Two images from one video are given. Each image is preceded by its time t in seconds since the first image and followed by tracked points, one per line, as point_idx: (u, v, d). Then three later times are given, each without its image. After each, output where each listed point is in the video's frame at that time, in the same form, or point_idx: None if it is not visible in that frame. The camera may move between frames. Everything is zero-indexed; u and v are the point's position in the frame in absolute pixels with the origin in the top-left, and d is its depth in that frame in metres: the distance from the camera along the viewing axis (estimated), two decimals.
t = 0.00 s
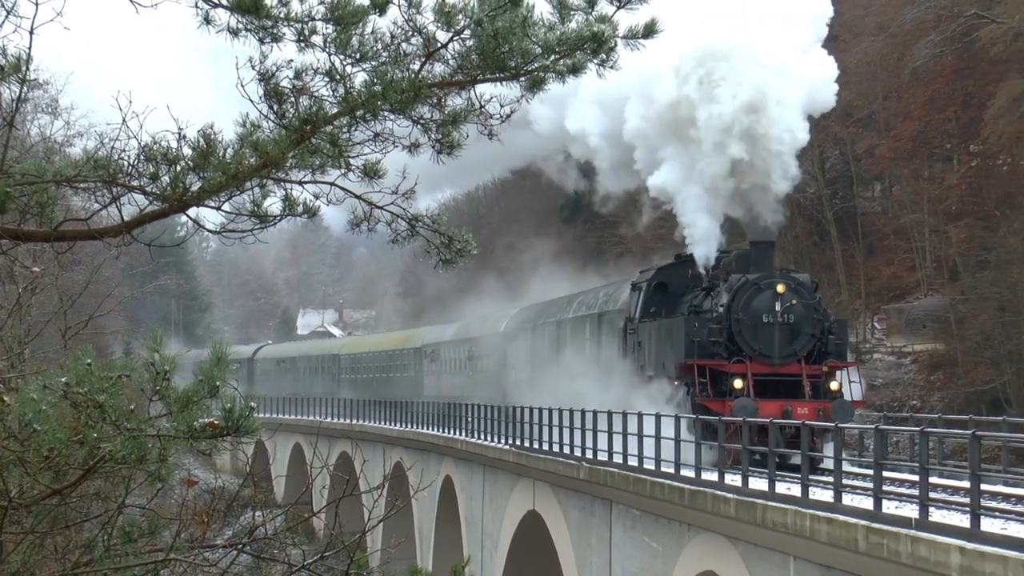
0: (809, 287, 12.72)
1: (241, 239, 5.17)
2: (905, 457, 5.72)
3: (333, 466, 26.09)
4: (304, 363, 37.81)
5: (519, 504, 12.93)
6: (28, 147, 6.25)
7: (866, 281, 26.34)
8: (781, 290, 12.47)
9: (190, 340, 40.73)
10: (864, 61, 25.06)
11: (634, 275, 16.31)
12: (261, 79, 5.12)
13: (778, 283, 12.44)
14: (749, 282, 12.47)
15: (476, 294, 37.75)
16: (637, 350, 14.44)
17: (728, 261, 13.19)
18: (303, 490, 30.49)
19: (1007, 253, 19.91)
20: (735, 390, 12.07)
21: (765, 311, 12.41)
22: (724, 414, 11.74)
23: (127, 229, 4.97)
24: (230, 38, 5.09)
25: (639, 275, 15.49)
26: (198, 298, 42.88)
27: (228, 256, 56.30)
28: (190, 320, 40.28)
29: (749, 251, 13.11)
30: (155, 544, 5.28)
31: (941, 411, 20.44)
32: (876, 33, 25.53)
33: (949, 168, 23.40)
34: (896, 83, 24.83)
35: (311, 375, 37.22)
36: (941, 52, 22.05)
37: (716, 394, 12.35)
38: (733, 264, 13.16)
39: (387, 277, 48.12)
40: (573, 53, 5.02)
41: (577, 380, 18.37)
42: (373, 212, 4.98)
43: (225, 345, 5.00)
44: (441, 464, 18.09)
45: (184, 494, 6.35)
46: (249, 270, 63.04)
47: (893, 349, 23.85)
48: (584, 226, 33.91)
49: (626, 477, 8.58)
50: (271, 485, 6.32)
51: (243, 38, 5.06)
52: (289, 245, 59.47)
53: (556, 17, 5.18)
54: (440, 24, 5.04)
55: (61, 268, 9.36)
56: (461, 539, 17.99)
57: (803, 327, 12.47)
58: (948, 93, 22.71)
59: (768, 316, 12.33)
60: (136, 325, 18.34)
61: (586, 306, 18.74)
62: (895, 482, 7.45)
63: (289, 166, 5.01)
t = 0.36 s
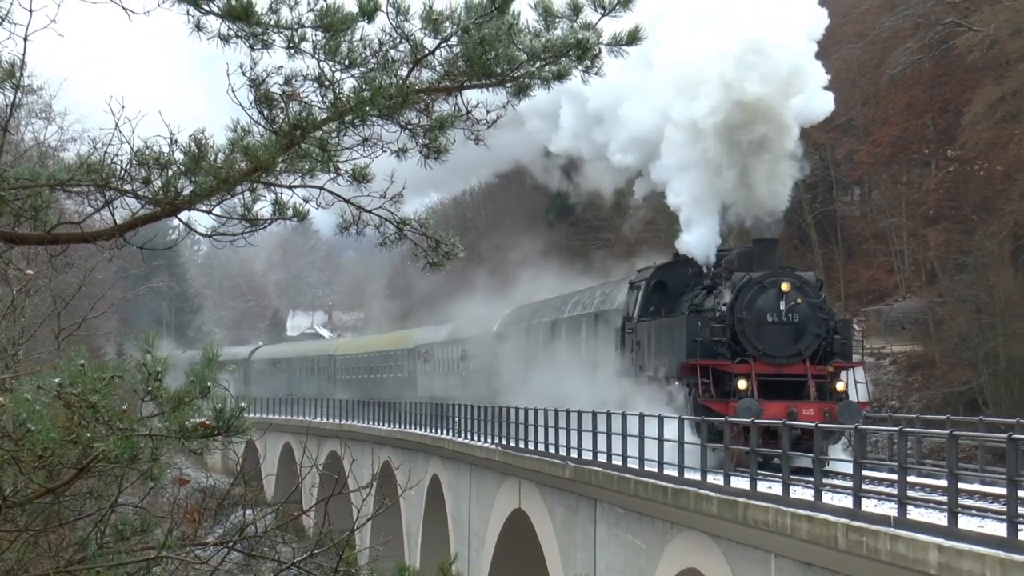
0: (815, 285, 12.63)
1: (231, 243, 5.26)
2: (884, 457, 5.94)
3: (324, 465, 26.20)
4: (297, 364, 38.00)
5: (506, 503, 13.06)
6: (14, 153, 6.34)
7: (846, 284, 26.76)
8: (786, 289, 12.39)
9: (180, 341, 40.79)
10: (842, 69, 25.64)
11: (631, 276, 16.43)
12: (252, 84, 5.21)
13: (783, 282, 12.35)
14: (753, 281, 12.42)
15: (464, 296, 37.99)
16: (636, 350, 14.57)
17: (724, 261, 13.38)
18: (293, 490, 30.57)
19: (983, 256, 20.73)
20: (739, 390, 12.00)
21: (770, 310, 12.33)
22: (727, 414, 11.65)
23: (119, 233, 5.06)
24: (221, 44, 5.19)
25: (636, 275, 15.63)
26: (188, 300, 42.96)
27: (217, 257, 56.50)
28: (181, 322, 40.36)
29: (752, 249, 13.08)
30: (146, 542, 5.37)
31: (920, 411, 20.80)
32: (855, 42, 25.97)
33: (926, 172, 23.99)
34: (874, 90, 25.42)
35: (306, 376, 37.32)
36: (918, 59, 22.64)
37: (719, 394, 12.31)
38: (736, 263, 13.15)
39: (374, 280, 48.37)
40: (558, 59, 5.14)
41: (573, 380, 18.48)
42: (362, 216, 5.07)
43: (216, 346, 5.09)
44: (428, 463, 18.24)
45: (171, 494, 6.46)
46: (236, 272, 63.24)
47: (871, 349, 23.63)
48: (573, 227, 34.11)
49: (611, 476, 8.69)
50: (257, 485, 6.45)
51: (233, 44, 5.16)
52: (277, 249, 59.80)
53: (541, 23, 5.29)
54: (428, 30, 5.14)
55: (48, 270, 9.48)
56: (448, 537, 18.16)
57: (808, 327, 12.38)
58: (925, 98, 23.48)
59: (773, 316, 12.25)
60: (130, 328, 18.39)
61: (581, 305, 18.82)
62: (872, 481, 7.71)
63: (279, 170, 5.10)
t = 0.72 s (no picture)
0: (819, 284, 12.77)
1: (221, 245, 5.35)
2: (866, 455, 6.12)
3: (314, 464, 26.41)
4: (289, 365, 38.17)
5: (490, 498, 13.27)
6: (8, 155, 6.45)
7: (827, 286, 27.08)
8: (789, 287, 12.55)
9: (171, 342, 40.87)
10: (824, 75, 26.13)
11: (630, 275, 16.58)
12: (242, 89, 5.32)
13: (786, 280, 12.53)
14: (757, 279, 12.55)
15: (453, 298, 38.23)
16: (634, 349, 14.69)
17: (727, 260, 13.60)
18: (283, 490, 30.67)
19: (958, 260, 21.64)
20: (742, 390, 12.07)
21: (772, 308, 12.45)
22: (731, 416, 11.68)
23: (112, 235, 5.14)
24: (212, 50, 5.27)
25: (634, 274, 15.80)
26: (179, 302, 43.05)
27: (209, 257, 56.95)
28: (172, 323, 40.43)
29: (755, 246, 13.06)
30: (139, 539, 5.48)
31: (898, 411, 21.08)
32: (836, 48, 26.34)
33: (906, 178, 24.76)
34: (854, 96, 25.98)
35: (301, 377, 37.44)
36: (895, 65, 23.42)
37: (722, 395, 12.35)
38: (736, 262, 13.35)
39: (363, 283, 48.61)
40: (544, 66, 5.22)
41: (567, 378, 18.61)
42: (349, 219, 5.15)
43: (207, 347, 5.19)
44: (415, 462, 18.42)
45: (160, 492, 6.58)
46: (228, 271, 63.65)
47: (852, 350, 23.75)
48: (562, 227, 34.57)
49: (594, 474, 8.82)
50: (246, 484, 6.58)
51: (224, 50, 5.25)
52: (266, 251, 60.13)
53: (526, 30, 5.40)
54: (415, 37, 5.24)
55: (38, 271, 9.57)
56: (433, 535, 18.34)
57: (812, 326, 12.48)
58: (903, 105, 24.48)
59: (776, 315, 12.37)
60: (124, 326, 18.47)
61: (577, 305, 18.95)
62: (852, 480, 7.93)
63: (269, 174, 5.19)
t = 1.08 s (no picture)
0: (820, 282, 12.98)
1: (216, 248, 5.52)
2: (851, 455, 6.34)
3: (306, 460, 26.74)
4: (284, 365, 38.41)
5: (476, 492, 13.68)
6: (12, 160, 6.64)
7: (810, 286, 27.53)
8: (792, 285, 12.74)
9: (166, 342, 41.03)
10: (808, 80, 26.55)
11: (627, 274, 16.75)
12: (236, 97, 5.51)
13: (788, 278, 12.73)
14: (758, 277, 12.75)
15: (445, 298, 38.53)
16: (632, 348, 14.86)
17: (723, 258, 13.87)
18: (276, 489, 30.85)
19: (929, 262, 23.76)
20: (745, 389, 12.19)
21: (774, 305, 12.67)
22: (733, 415, 11.79)
23: (111, 237, 5.31)
24: (208, 59, 5.45)
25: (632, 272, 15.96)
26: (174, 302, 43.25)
27: (204, 259, 57.43)
28: (167, 323, 40.59)
29: (756, 244, 13.42)
30: (135, 532, 5.66)
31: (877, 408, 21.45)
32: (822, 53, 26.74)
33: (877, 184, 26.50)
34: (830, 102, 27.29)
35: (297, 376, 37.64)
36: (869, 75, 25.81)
37: (723, 394, 12.47)
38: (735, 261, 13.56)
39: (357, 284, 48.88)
40: (528, 75, 5.40)
41: (561, 377, 18.82)
42: (339, 222, 5.33)
43: (202, 346, 5.37)
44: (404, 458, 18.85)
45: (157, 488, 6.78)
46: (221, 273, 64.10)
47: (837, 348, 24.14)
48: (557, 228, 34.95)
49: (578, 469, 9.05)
50: (241, 479, 6.77)
51: (219, 59, 5.42)
52: (261, 254, 60.48)
53: (511, 41, 5.59)
54: (404, 47, 5.42)
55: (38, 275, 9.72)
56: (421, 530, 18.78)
57: (815, 324, 12.68)
58: (874, 113, 26.45)
59: (779, 312, 12.57)
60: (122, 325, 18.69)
61: (572, 304, 19.15)
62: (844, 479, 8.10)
63: (262, 179, 5.35)
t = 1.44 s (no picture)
0: (822, 280, 13.13)
1: (211, 251, 5.71)
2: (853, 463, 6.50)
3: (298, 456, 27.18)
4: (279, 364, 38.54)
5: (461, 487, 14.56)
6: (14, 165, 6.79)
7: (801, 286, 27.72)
8: (793, 282, 12.89)
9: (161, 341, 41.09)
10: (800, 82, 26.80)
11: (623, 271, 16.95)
12: (229, 106, 5.69)
13: (790, 276, 12.88)
14: (760, 275, 12.90)
15: (439, 298, 38.68)
16: (629, 345, 15.06)
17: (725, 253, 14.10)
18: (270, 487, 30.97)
19: (899, 266, 25.56)
20: (747, 387, 12.26)
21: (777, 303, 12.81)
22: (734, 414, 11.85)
23: (109, 242, 5.49)
24: (202, 69, 5.63)
25: (629, 270, 16.17)
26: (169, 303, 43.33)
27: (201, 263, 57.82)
28: (162, 323, 40.66)
29: (756, 241, 13.51)
30: (132, 526, 5.85)
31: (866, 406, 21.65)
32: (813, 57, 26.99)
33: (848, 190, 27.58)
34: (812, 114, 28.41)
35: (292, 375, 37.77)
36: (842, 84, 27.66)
37: (724, 392, 12.54)
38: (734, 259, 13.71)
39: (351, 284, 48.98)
40: (511, 85, 5.60)
41: (555, 376, 19.04)
42: (329, 227, 5.51)
43: (197, 345, 5.57)
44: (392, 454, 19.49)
45: (152, 483, 6.93)
46: (216, 276, 64.45)
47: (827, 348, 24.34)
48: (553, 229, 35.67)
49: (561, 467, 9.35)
50: (234, 475, 6.94)
51: (213, 69, 5.61)
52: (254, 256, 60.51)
53: (495, 51, 5.78)
54: (392, 57, 5.60)
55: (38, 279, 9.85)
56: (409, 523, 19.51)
57: (816, 322, 12.82)
58: (847, 122, 27.71)
59: (781, 310, 12.72)
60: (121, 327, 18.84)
61: (566, 303, 19.35)
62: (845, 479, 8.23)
63: (255, 185, 5.53)
